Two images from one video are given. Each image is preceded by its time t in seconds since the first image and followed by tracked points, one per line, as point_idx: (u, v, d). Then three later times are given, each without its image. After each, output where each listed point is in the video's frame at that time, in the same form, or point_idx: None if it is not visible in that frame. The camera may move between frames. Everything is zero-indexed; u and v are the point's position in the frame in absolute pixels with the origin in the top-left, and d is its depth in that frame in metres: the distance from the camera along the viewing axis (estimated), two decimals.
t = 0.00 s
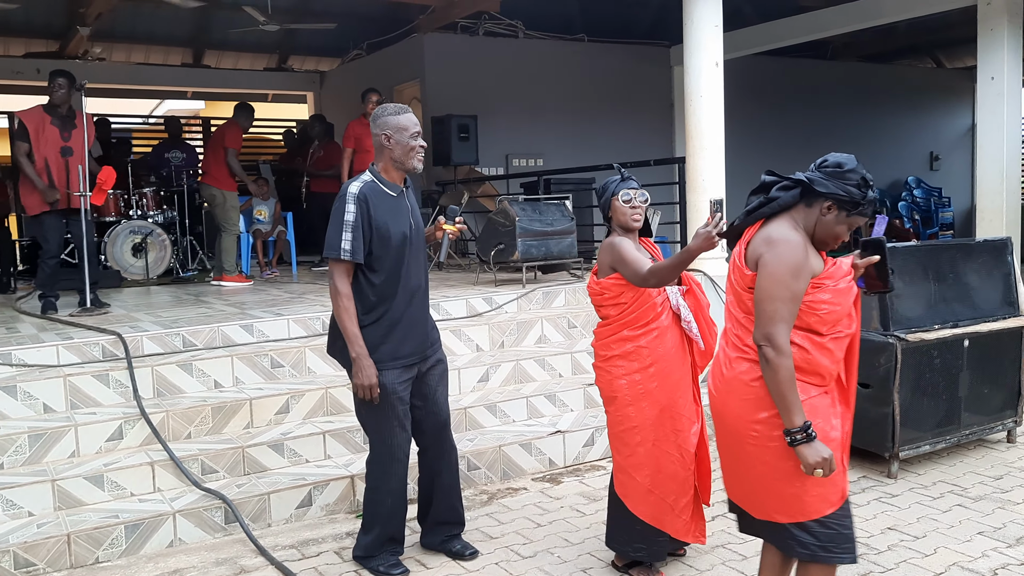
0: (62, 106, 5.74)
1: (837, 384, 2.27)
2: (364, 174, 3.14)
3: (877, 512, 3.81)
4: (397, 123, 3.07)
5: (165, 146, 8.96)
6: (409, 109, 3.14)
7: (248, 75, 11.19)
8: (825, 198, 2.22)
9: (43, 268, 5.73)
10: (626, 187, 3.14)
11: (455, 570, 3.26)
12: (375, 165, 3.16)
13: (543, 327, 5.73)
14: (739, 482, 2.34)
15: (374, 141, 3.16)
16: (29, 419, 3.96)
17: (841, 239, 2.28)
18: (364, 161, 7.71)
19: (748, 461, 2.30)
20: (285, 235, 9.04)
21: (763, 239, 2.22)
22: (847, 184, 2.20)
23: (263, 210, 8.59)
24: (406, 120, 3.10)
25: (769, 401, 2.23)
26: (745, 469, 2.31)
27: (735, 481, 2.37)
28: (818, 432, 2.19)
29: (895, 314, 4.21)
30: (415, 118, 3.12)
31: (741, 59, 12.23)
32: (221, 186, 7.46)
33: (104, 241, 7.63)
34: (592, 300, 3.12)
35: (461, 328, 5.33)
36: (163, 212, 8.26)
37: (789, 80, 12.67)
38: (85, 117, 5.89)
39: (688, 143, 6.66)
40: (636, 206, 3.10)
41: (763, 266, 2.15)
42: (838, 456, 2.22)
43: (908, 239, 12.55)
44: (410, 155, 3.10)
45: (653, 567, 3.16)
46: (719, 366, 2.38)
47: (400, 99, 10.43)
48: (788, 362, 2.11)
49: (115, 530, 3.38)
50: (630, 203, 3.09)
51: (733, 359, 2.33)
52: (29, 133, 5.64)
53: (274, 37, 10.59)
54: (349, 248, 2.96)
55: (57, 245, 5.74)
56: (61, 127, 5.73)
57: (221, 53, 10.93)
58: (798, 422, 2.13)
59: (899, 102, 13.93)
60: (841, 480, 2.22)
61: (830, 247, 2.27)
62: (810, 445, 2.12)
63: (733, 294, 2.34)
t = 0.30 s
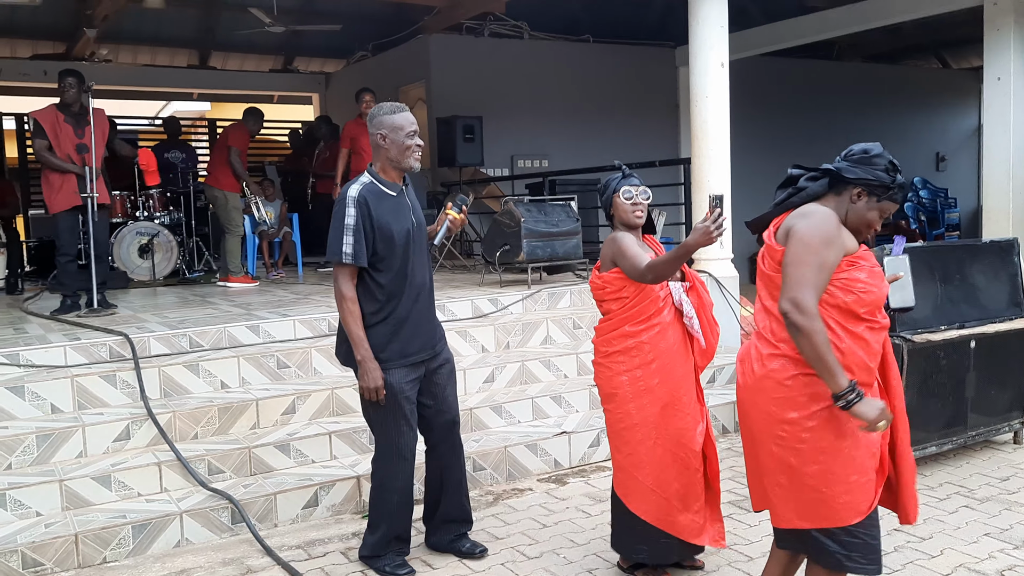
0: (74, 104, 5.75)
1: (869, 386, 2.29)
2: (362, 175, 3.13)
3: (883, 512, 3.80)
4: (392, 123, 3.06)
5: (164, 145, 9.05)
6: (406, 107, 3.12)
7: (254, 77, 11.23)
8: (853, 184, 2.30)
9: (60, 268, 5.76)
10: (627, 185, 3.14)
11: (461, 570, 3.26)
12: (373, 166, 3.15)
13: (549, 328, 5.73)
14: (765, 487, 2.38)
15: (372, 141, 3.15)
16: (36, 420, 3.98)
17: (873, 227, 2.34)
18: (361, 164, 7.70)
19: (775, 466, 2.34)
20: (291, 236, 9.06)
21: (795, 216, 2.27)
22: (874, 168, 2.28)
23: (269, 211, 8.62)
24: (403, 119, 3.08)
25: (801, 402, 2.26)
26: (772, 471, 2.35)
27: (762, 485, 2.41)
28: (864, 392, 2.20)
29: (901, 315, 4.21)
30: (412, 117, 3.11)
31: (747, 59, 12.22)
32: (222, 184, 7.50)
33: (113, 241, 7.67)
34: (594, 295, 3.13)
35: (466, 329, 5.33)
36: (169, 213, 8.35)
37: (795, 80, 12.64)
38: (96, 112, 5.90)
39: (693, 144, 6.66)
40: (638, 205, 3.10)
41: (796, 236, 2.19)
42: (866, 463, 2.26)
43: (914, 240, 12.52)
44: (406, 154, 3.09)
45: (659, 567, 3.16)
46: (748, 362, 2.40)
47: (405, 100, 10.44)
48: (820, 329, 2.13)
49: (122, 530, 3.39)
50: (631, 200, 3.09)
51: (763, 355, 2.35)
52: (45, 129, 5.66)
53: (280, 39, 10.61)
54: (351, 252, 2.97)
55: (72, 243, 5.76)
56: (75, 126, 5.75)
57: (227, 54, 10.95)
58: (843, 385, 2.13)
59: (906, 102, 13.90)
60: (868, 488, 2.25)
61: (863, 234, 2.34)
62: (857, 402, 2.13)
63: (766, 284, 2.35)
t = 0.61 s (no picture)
0: (79, 106, 5.75)
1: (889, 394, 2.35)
2: (364, 178, 3.16)
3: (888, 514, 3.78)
4: (391, 123, 3.05)
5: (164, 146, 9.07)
6: (407, 108, 3.10)
7: (258, 78, 11.25)
8: (883, 188, 2.32)
9: (62, 264, 5.81)
10: (632, 185, 3.13)
11: (465, 572, 3.25)
12: (374, 169, 3.16)
13: (552, 329, 5.72)
14: (790, 502, 2.34)
15: (374, 142, 3.15)
16: (40, 420, 3.98)
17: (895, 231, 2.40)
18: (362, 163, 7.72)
19: (807, 479, 2.30)
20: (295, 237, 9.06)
21: (845, 214, 2.22)
22: (904, 173, 2.31)
23: (274, 211, 8.64)
24: (402, 119, 3.06)
25: (841, 411, 2.24)
26: (801, 485, 2.31)
27: (784, 502, 2.36)
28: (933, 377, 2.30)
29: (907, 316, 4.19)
30: (412, 117, 3.08)
31: (752, 60, 12.19)
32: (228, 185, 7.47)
33: (116, 241, 7.67)
34: (601, 297, 3.10)
35: (470, 329, 5.32)
36: (174, 214, 8.27)
37: (800, 81, 12.61)
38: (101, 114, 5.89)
39: (698, 145, 6.64)
40: (644, 205, 3.09)
41: (858, 232, 2.15)
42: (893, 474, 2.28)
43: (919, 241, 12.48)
44: (406, 154, 3.08)
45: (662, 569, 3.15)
46: (779, 370, 2.35)
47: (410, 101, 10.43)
48: (919, 320, 2.10)
49: (125, 530, 3.38)
50: (637, 200, 3.08)
51: (796, 365, 2.31)
52: (47, 133, 5.70)
53: (285, 40, 10.62)
54: (344, 255, 2.99)
55: (75, 242, 5.78)
56: (78, 127, 5.74)
57: (232, 56, 10.96)
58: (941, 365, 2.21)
59: (911, 103, 13.86)
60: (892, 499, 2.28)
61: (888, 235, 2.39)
62: (960, 374, 2.25)
63: (799, 287, 2.31)
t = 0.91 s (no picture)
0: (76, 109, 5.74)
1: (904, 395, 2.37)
2: (367, 178, 3.19)
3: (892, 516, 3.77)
4: (390, 123, 3.04)
5: (165, 148, 8.96)
6: (409, 108, 3.10)
7: (261, 79, 11.25)
8: (889, 197, 2.28)
9: (59, 269, 5.83)
10: (632, 189, 3.13)
11: (467, 573, 3.24)
12: (378, 170, 3.19)
13: (555, 329, 5.71)
14: (843, 511, 2.27)
15: (377, 143, 3.16)
16: (42, 420, 3.98)
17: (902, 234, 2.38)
18: (364, 163, 7.71)
19: (856, 488, 2.24)
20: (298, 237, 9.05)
21: (864, 242, 2.18)
22: (910, 180, 2.27)
23: (276, 211, 8.64)
24: (404, 119, 3.06)
25: (879, 420, 2.22)
26: (851, 494, 2.25)
27: (836, 511, 2.29)
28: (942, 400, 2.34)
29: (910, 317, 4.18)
30: (413, 117, 3.07)
31: (756, 61, 12.17)
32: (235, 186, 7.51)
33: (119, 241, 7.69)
34: (604, 306, 3.07)
35: (473, 330, 5.32)
36: (177, 214, 8.23)
37: (804, 82, 12.59)
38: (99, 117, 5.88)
39: (701, 145, 6.63)
40: (642, 210, 3.10)
41: (874, 271, 2.14)
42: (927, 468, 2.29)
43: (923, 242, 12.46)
44: (405, 154, 3.07)
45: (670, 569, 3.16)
46: (810, 388, 2.30)
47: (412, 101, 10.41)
48: (935, 354, 2.17)
49: (127, 530, 3.38)
50: (635, 204, 3.08)
51: (828, 380, 2.27)
52: (42, 135, 5.68)
53: (288, 41, 10.63)
54: (341, 254, 3.02)
55: (71, 245, 5.83)
56: (75, 130, 5.74)
57: (235, 56, 10.96)
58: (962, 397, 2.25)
59: (915, 104, 13.83)
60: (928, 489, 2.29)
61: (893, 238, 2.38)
62: (976, 404, 2.27)
63: (817, 307, 2.27)
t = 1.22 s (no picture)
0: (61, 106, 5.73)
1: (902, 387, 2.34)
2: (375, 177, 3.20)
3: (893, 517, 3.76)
4: (397, 123, 3.03)
5: (168, 147, 9.05)
6: (418, 109, 3.08)
7: (263, 79, 11.26)
8: (916, 194, 2.21)
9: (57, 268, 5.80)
10: (626, 189, 3.14)
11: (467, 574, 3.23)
12: (385, 170, 3.19)
13: (556, 330, 5.71)
14: (823, 481, 2.30)
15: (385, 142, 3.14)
16: (43, 420, 3.98)
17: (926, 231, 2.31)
18: (365, 164, 7.71)
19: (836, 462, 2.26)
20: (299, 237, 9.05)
21: (876, 241, 2.14)
22: (939, 177, 2.20)
23: (277, 212, 8.62)
24: (411, 119, 3.04)
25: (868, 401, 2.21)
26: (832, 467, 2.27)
27: (818, 480, 2.32)
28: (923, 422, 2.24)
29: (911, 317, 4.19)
30: (420, 119, 3.06)
31: (758, 62, 12.16)
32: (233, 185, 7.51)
33: (121, 241, 7.70)
34: (610, 309, 3.04)
35: (474, 330, 5.31)
36: (178, 215, 8.30)
37: (806, 83, 12.58)
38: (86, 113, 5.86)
39: (704, 146, 6.62)
40: (638, 208, 3.10)
41: (882, 269, 2.10)
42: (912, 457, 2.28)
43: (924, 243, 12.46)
44: (410, 153, 3.05)
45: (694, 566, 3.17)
46: (806, 362, 2.30)
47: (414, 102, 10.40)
48: (908, 364, 2.11)
49: (127, 531, 3.38)
50: (632, 201, 3.09)
51: (823, 355, 2.27)
52: (31, 140, 5.71)
53: (290, 41, 10.63)
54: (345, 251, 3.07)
55: (67, 244, 5.80)
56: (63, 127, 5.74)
57: (236, 56, 10.95)
58: (919, 422, 2.15)
59: (917, 105, 13.82)
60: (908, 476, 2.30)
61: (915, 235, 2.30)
62: (930, 437, 2.16)
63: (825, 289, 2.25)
